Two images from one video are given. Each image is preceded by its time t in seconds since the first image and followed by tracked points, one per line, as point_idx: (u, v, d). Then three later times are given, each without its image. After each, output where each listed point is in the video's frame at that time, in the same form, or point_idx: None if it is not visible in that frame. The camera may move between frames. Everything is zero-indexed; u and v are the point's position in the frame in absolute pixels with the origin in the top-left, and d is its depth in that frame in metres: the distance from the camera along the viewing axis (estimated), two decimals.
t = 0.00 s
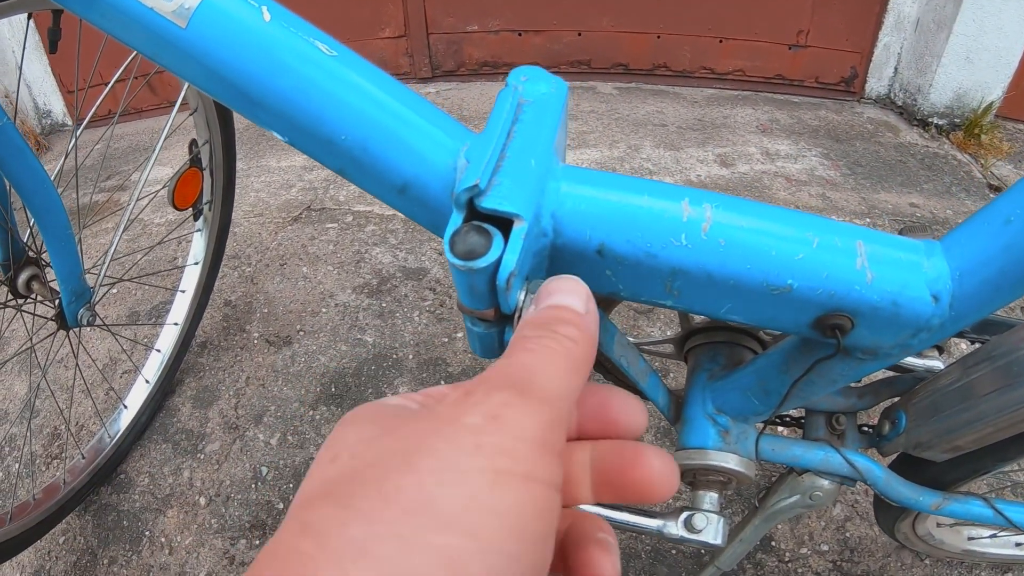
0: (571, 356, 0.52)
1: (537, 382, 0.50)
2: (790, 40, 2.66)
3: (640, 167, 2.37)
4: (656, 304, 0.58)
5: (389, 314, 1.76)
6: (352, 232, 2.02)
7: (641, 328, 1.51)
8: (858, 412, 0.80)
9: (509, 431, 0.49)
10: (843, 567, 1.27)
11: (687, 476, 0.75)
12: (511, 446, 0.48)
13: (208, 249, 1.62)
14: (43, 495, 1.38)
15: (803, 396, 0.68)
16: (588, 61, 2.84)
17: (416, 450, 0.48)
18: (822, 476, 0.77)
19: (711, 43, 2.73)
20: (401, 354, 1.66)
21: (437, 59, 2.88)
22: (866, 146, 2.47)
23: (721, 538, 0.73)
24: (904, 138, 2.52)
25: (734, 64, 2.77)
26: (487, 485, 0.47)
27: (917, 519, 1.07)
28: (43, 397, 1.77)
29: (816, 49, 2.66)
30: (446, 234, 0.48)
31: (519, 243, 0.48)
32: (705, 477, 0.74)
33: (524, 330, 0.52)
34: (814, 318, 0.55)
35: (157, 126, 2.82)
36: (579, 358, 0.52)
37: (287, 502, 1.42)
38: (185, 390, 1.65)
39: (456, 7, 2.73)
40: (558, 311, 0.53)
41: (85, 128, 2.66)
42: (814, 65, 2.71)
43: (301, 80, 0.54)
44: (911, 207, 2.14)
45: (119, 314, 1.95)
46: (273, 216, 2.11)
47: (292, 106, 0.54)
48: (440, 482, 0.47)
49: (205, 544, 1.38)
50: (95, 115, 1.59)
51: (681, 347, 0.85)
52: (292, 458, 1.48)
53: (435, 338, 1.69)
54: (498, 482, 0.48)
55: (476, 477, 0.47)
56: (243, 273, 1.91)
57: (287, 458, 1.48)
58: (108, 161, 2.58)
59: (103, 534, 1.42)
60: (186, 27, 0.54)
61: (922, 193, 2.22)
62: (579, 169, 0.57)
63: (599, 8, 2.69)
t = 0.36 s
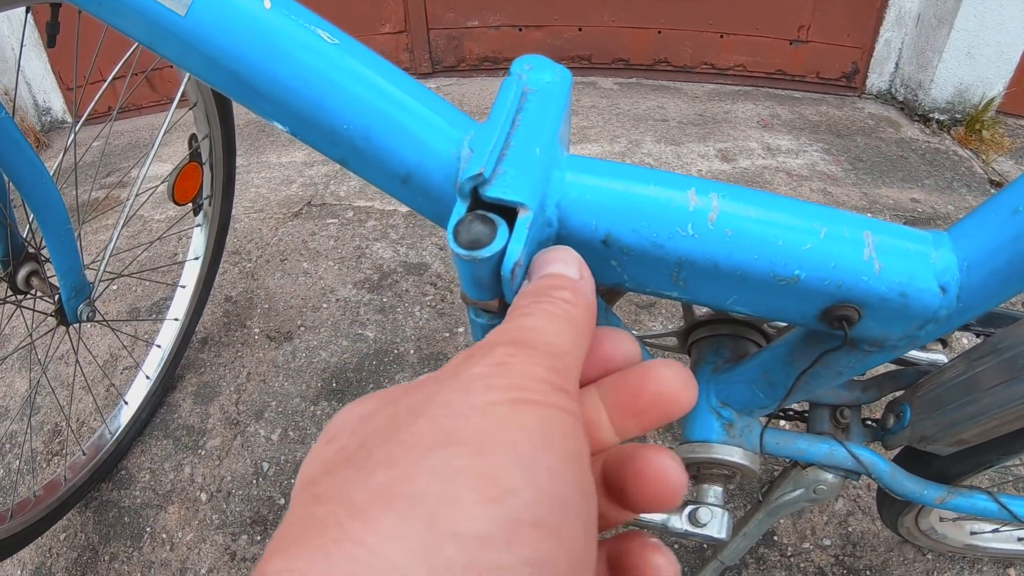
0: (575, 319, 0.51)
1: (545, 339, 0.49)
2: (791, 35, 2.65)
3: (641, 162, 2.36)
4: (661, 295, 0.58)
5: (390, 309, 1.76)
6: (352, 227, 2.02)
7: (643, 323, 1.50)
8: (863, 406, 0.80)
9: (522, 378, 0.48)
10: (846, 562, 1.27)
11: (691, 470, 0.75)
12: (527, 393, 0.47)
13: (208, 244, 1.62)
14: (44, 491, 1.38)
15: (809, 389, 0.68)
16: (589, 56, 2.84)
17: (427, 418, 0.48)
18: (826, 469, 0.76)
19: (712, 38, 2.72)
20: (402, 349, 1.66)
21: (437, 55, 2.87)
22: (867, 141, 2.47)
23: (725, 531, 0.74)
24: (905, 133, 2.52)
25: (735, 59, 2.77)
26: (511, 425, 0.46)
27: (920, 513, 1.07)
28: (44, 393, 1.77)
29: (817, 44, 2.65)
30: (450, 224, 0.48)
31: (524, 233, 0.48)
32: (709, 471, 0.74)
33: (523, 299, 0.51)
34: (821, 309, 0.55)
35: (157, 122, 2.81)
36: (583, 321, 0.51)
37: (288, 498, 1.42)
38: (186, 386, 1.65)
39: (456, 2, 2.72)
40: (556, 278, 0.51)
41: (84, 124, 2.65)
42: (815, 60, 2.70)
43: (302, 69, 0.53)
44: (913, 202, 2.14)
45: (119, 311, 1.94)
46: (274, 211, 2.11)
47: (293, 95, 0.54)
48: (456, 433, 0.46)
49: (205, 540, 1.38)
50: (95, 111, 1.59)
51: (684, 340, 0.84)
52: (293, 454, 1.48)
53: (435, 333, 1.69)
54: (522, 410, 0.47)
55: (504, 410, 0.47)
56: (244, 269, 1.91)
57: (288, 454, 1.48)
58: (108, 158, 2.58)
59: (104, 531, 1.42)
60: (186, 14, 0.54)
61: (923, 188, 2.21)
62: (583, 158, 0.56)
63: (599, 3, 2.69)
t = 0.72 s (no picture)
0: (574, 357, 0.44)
1: (538, 382, 0.42)
2: (787, 29, 2.63)
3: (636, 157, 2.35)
4: (651, 285, 0.56)
5: (381, 305, 1.73)
6: (344, 222, 1.99)
7: (637, 318, 1.49)
8: (860, 402, 0.78)
9: (518, 431, 0.40)
10: (842, 561, 1.25)
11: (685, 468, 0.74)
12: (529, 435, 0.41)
13: (198, 239, 1.59)
14: (31, 490, 1.35)
15: (805, 383, 0.66)
16: (584, 50, 2.82)
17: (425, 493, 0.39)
18: (822, 467, 0.75)
19: (708, 32, 2.71)
20: (393, 345, 1.64)
21: (431, 49, 2.84)
22: (863, 136, 2.45)
23: (719, 530, 0.71)
24: (901, 128, 2.50)
25: (731, 54, 2.75)
26: (515, 475, 0.40)
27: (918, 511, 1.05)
28: (32, 391, 1.75)
29: (813, 39, 2.64)
30: (427, 208, 0.46)
31: (503, 216, 0.46)
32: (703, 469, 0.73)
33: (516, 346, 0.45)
34: (817, 299, 0.53)
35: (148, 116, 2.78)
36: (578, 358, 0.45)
37: (277, 496, 1.40)
38: (175, 383, 1.62)
39: None
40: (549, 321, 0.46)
41: (74, 119, 2.62)
42: (811, 55, 2.69)
43: (273, 47, 0.51)
44: (909, 197, 2.13)
45: (109, 307, 1.92)
46: (266, 206, 2.09)
47: (266, 76, 0.52)
48: (454, 501, 0.39)
49: (194, 539, 1.36)
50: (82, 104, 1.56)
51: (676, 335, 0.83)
52: (283, 451, 1.46)
53: (427, 328, 1.67)
54: (519, 473, 0.40)
55: (495, 477, 0.39)
56: (235, 264, 1.88)
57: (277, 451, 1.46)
58: (99, 153, 2.55)
59: (93, 530, 1.40)
60: None
61: (920, 183, 2.20)
62: (570, 142, 0.54)
63: None
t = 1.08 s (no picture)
0: (533, 360, 0.45)
1: (476, 408, 0.44)
2: (784, 22, 2.62)
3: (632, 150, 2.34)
4: (649, 269, 0.55)
5: (376, 297, 1.72)
6: (338, 214, 1.98)
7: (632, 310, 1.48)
8: (860, 392, 0.77)
9: (441, 478, 0.44)
10: (840, 553, 1.25)
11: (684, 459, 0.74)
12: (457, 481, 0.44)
13: (191, 231, 1.58)
14: (23, 485, 1.34)
15: (806, 372, 0.65)
16: (580, 43, 2.81)
17: (369, 539, 0.45)
18: (823, 459, 0.74)
19: (704, 25, 2.70)
20: (387, 338, 1.63)
21: (426, 41, 2.82)
22: (860, 130, 2.44)
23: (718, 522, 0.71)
24: (898, 122, 2.49)
25: (728, 47, 2.74)
26: (440, 523, 0.43)
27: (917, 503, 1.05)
28: (25, 385, 1.73)
29: (810, 32, 2.63)
30: (417, 187, 0.45)
31: (495, 195, 0.44)
32: (702, 460, 0.72)
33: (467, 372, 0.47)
34: (820, 283, 0.52)
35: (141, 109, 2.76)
36: (537, 361, 0.45)
37: (271, 490, 1.38)
38: (168, 376, 1.61)
39: None
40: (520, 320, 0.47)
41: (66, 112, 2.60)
42: (808, 49, 2.68)
43: (257, 22, 0.50)
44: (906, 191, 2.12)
45: (101, 301, 1.90)
46: (260, 199, 2.07)
47: (250, 52, 0.50)
48: (389, 557, 0.43)
49: (188, 534, 1.34)
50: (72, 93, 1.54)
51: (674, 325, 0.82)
52: (276, 445, 1.45)
53: (422, 321, 1.66)
54: (444, 520, 0.43)
55: (425, 527, 0.43)
56: (228, 257, 1.87)
57: (271, 445, 1.45)
58: (92, 147, 2.53)
59: (86, 525, 1.39)
60: None
61: (917, 176, 2.20)
62: (565, 121, 0.53)
63: None
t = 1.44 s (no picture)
0: (498, 370, 0.51)
1: (445, 421, 0.52)
2: (783, 19, 2.62)
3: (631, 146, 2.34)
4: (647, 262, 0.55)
5: (373, 293, 1.72)
6: (336, 210, 1.97)
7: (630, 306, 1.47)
8: (858, 388, 0.77)
9: (416, 488, 0.52)
10: (837, 550, 1.25)
11: (680, 451, 0.74)
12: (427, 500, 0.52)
13: (188, 227, 1.57)
14: (20, 482, 1.34)
15: (803, 367, 0.64)
16: (579, 39, 2.81)
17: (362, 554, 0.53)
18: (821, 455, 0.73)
19: (703, 22, 2.69)
20: (384, 333, 1.62)
21: (424, 37, 2.82)
22: (858, 127, 2.44)
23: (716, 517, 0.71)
24: (897, 120, 2.49)
25: (726, 43, 2.74)
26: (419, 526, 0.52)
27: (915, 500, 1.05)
28: (21, 382, 1.73)
29: (808, 29, 2.62)
30: (412, 176, 0.44)
31: (491, 185, 0.44)
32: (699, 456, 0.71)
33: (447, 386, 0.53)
34: (818, 276, 0.52)
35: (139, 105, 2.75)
36: (509, 363, 0.50)
37: (268, 486, 1.38)
38: (165, 373, 1.60)
39: None
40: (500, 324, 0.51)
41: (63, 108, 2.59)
42: (806, 46, 2.68)
43: (253, 13, 0.50)
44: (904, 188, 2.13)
45: (98, 297, 1.90)
46: (257, 195, 2.06)
47: (245, 42, 0.50)
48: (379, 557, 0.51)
49: (184, 530, 1.34)
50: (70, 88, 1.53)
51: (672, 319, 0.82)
52: (273, 441, 1.44)
53: (419, 317, 1.65)
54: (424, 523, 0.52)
55: (408, 528, 0.52)
56: (225, 253, 1.86)
57: (268, 441, 1.44)
58: (89, 143, 2.52)
59: (82, 521, 1.38)
60: None
61: (914, 173, 2.20)
62: (563, 114, 0.53)
63: None
